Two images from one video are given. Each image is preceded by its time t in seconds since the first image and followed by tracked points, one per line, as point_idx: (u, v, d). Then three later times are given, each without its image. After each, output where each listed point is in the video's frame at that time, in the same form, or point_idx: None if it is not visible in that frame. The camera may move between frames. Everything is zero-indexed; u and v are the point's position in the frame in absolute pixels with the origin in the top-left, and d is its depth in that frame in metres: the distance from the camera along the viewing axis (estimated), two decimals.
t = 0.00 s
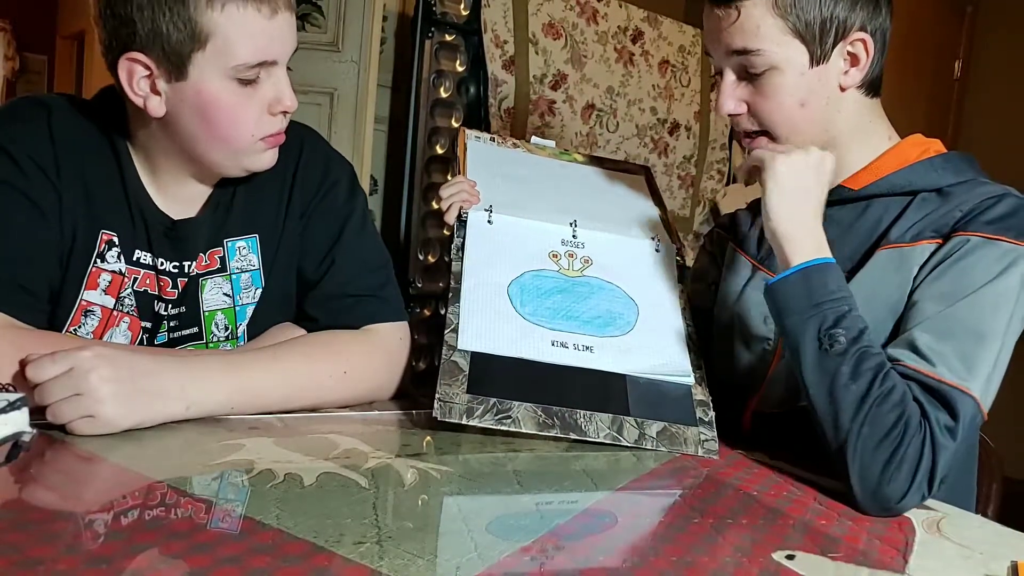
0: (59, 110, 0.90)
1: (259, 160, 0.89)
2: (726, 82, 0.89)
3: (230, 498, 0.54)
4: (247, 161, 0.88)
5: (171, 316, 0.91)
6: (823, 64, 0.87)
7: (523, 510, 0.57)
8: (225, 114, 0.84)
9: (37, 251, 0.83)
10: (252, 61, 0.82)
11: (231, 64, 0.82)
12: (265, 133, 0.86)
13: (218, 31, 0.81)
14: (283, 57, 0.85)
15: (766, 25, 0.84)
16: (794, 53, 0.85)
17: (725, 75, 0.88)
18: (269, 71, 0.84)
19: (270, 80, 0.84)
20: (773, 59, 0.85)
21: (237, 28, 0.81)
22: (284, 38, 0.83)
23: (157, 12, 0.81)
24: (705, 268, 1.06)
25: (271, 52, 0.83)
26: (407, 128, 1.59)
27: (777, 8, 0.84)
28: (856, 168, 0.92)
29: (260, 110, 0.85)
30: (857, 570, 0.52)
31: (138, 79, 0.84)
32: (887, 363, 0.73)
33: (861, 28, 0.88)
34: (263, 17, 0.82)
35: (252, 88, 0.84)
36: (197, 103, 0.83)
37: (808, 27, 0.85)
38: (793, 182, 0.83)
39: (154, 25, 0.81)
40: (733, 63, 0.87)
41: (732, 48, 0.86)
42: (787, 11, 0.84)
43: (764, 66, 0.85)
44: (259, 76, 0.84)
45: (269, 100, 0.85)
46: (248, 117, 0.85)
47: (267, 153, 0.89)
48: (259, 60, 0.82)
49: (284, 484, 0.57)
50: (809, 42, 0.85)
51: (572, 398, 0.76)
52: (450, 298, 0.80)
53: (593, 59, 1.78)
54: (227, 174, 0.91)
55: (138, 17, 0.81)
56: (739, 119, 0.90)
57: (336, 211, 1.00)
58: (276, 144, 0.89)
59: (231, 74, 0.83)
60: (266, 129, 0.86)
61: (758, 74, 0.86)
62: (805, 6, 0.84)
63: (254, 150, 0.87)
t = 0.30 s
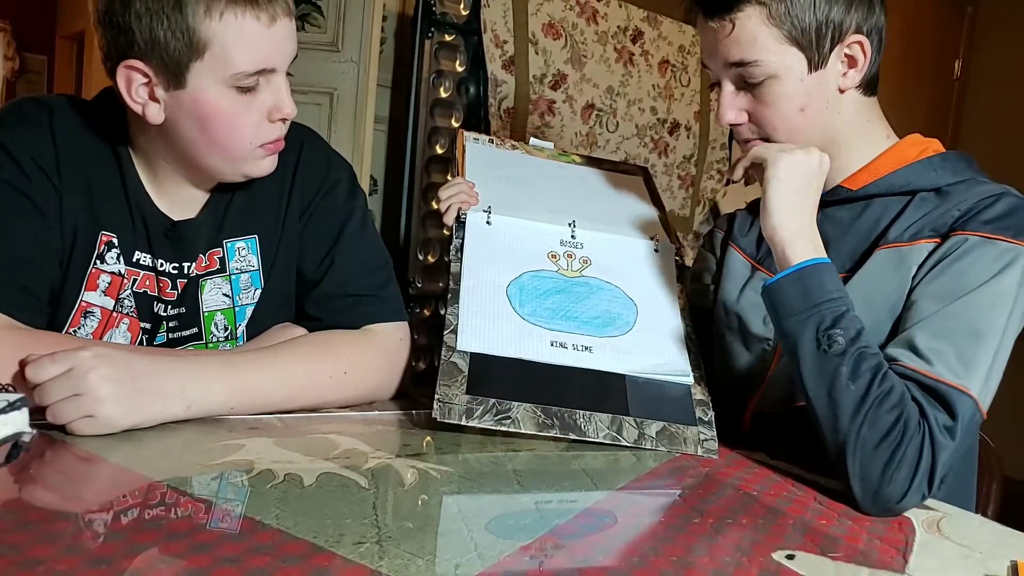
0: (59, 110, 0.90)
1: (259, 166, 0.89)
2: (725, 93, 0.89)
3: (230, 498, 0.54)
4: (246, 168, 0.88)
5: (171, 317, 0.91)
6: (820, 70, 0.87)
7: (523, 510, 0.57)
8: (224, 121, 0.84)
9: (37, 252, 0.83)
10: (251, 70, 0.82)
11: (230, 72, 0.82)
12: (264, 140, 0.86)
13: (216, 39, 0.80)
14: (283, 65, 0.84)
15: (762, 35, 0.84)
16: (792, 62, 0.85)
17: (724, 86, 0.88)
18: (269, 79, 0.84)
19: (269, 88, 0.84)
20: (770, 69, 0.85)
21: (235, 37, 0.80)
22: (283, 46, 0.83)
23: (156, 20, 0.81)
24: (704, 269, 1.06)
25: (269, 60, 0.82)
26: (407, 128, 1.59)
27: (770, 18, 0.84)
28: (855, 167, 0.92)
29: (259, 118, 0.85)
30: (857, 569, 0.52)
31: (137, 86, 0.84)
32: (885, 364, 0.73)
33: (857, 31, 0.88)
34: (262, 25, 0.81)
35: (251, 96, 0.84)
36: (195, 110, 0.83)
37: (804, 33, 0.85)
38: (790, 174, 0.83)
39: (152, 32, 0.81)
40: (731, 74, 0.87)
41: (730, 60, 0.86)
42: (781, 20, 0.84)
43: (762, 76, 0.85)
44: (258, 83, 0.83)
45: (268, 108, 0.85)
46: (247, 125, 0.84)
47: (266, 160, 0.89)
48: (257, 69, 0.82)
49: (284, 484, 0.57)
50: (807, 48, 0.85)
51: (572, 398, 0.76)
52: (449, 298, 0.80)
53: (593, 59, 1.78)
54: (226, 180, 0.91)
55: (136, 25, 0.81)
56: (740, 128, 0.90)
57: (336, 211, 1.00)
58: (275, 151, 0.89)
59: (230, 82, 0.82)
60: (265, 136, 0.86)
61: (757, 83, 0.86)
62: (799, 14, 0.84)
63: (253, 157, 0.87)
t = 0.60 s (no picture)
0: (59, 111, 0.90)
1: (257, 171, 0.89)
2: (724, 92, 0.89)
3: (230, 497, 0.54)
4: (246, 172, 0.88)
5: (171, 317, 0.91)
6: (820, 72, 0.87)
7: (523, 510, 0.57)
8: (223, 126, 0.84)
9: (37, 252, 0.83)
10: (249, 75, 0.82)
11: (227, 78, 0.82)
12: (262, 145, 0.86)
13: (213, 45, 0.80)
14: (280, 69, 0.84)
15: (762, 36, 0.84)
16: (792, 64, 0.85)
17: (723, 86, 0.89)
18: (267, 84, 0.84)
19: (267, 93, 0.84)
20: (769, 70, 0.85)
21: (232, 43, 0.80)
22: (281, 51, 0.83)
23: (153, 26, 0.81)
24: (703, 269, 1.06)
25: (266, 66, 0.82)
26: (407, 128, 1.59)
27: (770, 18, 0.84)
28: (854, 167, 0.92)
29: (257, 123, 0.85)
30: (857, 569, 0.52)
31: (135, 92, 0.84)
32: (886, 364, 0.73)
33: (857, 33, 0.88)
34: (259, 30, 0.81)
35: (249, 101, 0.84)
36: (194, 116, 0.83)
37: (803, 34, 0.85)
38: (795, 170, 0.82)
39: (149, 38, 0.81)
40: (730, 74, 0.87)
41: (729, 60, 0.86)
42: (781, 20, 0.84)
43: (761, 76, 0.85)
44: (255, 89, 0.83)
45: (267, 113, 0.85)
46: (246, 130, 0.84)
47: (264, 164, 0.89)
48: (254, 74, 0.82)
49: (284, 484, 0.57)
50: (806, 49, 0.86)
51: (571, 398, 0.76)
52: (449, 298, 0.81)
53: (593, 59, 1.78)
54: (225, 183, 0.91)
55: (133, 31, 0.81)
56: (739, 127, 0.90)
57: (336, 211, 1.00)
58: (274, 155, 0.89)
59: (227, 88, 0.82)
60: (264, 141, 0.86)
61: (756, 84, 0.86)
62: (799, 14, 0.84)
63: (251, 162, 0.87)
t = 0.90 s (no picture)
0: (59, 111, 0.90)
1: (258, 177, 0.89)
2: (724, 85, 0.88)
3: (229, 497, 0.54)
4: (247, 179, 0.88)
5: (170, 317, 0.91)
6: (818, 65, 0.87)
7: (523, 510, 0.57)
8: (224, 134, 0.84)
9: (37, 253, 0.83)
10: (251, 85, 0.82)
11: (229, 87, 0.82)
12: (264, 152, 0.86)
13: (215, 55, 0.80)
14: (282, 78, 0.84)
15: (762, 28, 0.84)
16: (791, 56, 0.85)
17: (723, 79, 0.88)
18: (269, 93, 0.84)
19: (269, 101, 0.84)
20: (769, 62, 0.85)
21: (234, 53, 0.80)
22: (283, 61, 0.83)
23: (155, 35, 0.81)
24: (703, 269, 1.06)
25: (268, 75, 0.82)
26: (407, 128, 1.59)
27: (770, 10, 0.84)
28: (852, 167, 0.92)
29: (258, 131, 0.85)
30: (857, 570, 0.52)
31: (136, 99, 0.84)
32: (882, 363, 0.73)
33: (856, 28, 0.88)
34: (262, 40, 0.81)
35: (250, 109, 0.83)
36: (195, 124, 0.83)
37: (803, 27, 0.85)
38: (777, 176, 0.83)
39: (149, 47, 0.81)
40: (730, 66, 0.87)
41: (728, 52, 0.86)
42: (781, 13, 0.84)
43: (761, 68, 0.85)
44: (257, 98, 0.83)
45: (268, 121, 0.84)
46: (247, 138, 0.84)
47: (265, 170, 0.89)
48: (256, 84, 0.82)
49: (283, 484, 0.57)
50: (806, 42, 0.86)
51: (571, 398, 0.76)
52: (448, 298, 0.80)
53: (593, 59, 1.78)
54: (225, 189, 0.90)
55: (134, 39, 0.82)
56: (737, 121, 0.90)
57: (336, 211, 1.00)
58: (273, 164, 0.89)
59: (229, 97, 0.82)
60: (265, 149, 0.86)
61: (756, 76, 0.86)
62: (798, 7, 0.84)
63: (252, 169, 0.87)
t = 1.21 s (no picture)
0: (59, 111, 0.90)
1: (257, 175, 0.89)
2: (728, 97, 0.88)
3: (230, 498, 0.54)
4: (246, 177, 0.88)
5: (170, 316, 0.91)
6: (821, 72, 0.87)
7: (523, 510, 0.57)
8: (221, 131, 0.83)
9: (37, 253, 0.83)
10: (247, 81, 0.82)
11: (225, 84, 0.81)
12: (261, 149, 0.86)
13: (211, 52, 0.80)
14: (279, 75, 0.84)
15: (764, 42, 0.84)
16: (793, 66, 0.85)
17: (726, 92, 0.88)
18: (265, 89, 0.83)
19: (265, 98, 0.84)
20: (773, 74, 0.85)
21: (230, 50, 0.80)
22: (279, 57, 0.82)
23: (150, 32, 0.81)
24: (702, 268, 1.06)
25: (264, 72, 0.82)
26: (407, 128, 1.59)
27: (771, 23, 0.84)
28: (853, 167, 0.92)
29: (256, 128, 0.84)
30: (857, 570, 0.52)
31: (133, 97, 0.84)
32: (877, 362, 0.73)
33: (856, 32, 0.88)
34: (258, 36, 0.81)
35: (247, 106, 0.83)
36: (193, 121, 0.83)
37: (805, 37, 0.85)
38: (776, 178, 0.82)
39: (146, 46, 0.81)
40: (733, 79, 0.87)
41: (731, 66, 0.86)
42: (781, 24, 0.84)
43: (764, 80, 0.85)
44: (254, 95, 0.83)
45: (265, 117, 0.84)
46: (244, 135, 0.84)
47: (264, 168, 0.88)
48: (252, 80, 0.82)
49: (283, 484, 0.57)
50: (808, 52, 0.85)
51: (571, 397, 0.76)
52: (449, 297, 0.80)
53: (593, 59, 1.78)
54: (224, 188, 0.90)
55: (130, 39, 0.82)
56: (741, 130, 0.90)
57: (336, 211, 1.00)
58: (270, 161, 0.89)
59: (226, 94, 0.82)
60: (263, 146, 0.86)
61: (759, 87, 0.86)
62: (799, 17, 0.84)
63: (250, 167, 0.87)
